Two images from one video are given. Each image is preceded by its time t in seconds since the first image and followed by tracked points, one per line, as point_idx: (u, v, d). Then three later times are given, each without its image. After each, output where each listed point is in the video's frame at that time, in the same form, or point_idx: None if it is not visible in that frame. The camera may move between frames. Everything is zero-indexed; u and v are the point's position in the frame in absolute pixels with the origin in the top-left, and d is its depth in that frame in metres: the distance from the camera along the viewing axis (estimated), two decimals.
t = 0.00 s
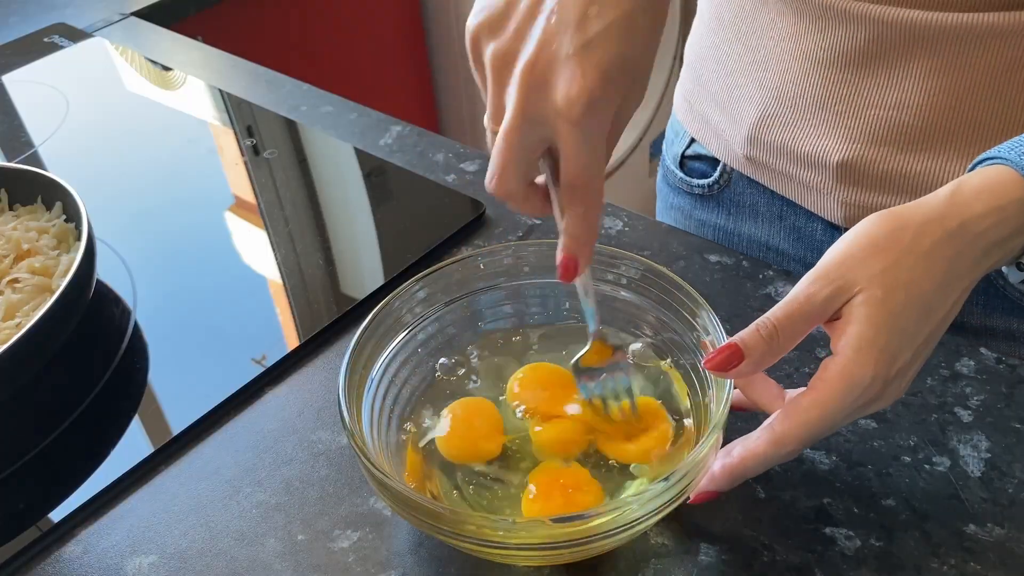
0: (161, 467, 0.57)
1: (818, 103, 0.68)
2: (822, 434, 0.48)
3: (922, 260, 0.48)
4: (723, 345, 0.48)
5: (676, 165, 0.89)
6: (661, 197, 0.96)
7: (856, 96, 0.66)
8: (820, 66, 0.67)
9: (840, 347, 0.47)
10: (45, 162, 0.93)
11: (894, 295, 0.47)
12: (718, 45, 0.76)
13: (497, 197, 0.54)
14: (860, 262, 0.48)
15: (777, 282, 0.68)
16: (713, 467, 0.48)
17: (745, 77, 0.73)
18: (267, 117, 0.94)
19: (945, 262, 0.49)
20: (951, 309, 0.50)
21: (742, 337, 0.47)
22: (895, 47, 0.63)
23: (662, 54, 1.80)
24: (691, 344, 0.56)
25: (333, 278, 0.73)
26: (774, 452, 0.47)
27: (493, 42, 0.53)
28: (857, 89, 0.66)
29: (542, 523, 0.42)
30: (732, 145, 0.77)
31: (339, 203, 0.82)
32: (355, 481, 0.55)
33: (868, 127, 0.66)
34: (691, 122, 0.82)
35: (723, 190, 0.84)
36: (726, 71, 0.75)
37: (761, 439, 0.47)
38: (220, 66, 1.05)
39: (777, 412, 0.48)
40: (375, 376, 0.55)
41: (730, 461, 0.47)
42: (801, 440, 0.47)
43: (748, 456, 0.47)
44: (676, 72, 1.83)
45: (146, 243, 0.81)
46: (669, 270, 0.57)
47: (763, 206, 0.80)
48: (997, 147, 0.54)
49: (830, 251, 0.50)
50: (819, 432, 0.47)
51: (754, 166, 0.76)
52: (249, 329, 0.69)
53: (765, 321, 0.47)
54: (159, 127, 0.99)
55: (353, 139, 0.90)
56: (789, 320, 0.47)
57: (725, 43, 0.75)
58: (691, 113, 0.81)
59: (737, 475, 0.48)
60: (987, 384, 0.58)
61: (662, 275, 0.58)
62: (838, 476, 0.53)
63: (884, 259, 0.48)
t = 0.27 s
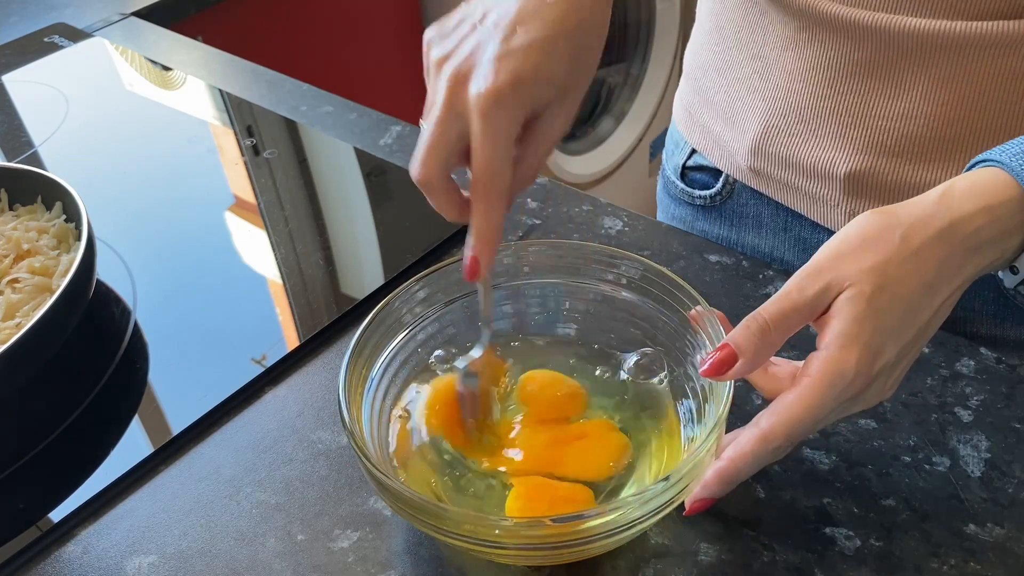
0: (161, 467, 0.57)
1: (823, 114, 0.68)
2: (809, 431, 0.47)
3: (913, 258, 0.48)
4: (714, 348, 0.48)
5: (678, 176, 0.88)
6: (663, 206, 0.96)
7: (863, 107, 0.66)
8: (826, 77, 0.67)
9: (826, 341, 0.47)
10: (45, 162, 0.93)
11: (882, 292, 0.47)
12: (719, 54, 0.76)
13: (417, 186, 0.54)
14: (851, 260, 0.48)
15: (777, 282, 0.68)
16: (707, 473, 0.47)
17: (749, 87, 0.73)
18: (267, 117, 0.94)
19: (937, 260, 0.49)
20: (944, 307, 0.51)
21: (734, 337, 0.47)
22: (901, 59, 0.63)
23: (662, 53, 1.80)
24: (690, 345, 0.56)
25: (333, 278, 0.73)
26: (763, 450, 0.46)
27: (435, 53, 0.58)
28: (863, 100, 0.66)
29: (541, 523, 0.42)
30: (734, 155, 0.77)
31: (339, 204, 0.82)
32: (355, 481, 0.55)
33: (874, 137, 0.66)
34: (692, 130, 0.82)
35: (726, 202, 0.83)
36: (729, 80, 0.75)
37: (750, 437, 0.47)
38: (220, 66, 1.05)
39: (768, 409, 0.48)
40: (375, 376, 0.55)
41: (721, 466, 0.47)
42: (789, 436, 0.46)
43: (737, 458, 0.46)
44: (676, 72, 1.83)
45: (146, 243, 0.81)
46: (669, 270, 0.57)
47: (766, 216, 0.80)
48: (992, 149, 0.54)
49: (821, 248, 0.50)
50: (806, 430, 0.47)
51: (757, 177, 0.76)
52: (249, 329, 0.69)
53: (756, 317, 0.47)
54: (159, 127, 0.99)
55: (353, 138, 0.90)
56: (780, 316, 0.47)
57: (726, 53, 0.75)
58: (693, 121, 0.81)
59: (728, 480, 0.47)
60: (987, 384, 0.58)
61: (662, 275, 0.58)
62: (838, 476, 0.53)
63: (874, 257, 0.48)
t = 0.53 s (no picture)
0: (161, 467, 0.57)
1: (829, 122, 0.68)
2: (807, 433, 0.47)
3: (918, 262, 0.48)
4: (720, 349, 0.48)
5: (685, 181, 0.88)
6: (669, 211, 0.95)
7: (869, 115, 0.66)
8: (832, 85, 0.67)
9: (826, 343, 0.47)
10: (45, 162, 0.93)
11: (885, 295, 0.47)
12: (726, 60, 0.76)
13: (431, 206, 0.55)
14: (856, 263, 0.48)
15: (777, 282, 0.68)
16: (706, 474, 0.47)
17: (755, 94, 0.73)
18: (267, 117, 0.94)
19: (942, 265, 0.49)
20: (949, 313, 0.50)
21: (738, 340, 0.47)
22: (909, 69, 0.63)
23: (662, 53, 1.80)
24: (689, 343, 0.56)
25: (333, 278, 0.73)
26: (760, 451, 0.46)
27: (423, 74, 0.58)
28: (870, 109, 0.66)
29: (541, 522, 0.42)
30: (740, 162, 0.77)
31: (339, 204, 0.82)
32: (355, 481, 0.55)
33: (880, 146, 0.67)
34: (699, 134, 0.82)
35: (732, 208, 0.83)
36: (735, 86, 0.75)
37: (749, 439, 0.47)
38: (220, 66, 1.05)
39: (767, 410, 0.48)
40: (376, 376, 0.55)
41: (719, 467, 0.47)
42: (790, 439, 0.46)
43: (738, 459, 0.47)
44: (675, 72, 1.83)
45: (146, 243, 0.81)
46: (669, 269, 0.57)
47: (772, 223, 0.80)
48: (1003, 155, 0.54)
49: (829, 251, 0.50)
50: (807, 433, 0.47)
51: (762, 183, 0.76)
52: (249, 329, 0.69)
53: (762, 321, 0.47)
54: (158, 127, 0.99)
55: (353, 138, 0.90)
56: (784, 320, 0.47)
57: (733, 60, 0.75)
58: (700, 125, 0.81)
59: (727, 480, 0.48)
60: (987, 384, 0.58)
61: (664, 275, 0.58)
62: (838, 476, 0.53)
63: (880, 260, 0.48)
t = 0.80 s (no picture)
0: (161, 467, 0.57)
1: (838, 122, 0.68)
2: (807, 430, 0.47)
3: (918, 260, 0.48)
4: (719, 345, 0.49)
5: (693, 179, 0.88)
6: (676, 209, 0.96)
7: (878, 115, 0.66)
8: (842, 84, 0.67)
9: (826, 340, 0.47)
10: (45, 162, 0.93)
11: (884, 292, 0.47)
12: (735, 59, 0.76)
13: (394, 200, 0.56)
14: (856, 261, 0.48)
15: (777, 282, 0.68)
16: (706, 472, 0.48)
17: (764, 93, 0.73)
18: (267, 117, 0.94)
19: (942, 263, 0.49)
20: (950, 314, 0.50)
21: (738, 336, 0.47)
22: (920, 69, 0.63)
23: (662, 53, 1.80)
24: (689, 343, 0.56)
25: (333, 279, 0.73)
26: (759, 449, 0.46)
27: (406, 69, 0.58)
28: (879, 108, 0.66)
29: (540, 520, 0.42)
30: (747, 161, 0.77)
31: (340, 204, 0.82)
32: (355, 481, 0.55)
33: (889, 146, 0.67)
34: (707, 132, 0.82)
35: (740, 207, 0.83)
36: (744, 85, 0.75)
37: (749, 436, 0.47)
38: (220, 66, 1.05)
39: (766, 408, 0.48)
40: (375, 376, 0.55)
41: (719, 463, 0.47)
42: (788, 435, 0.46)
43: (737, 455, 0.47)
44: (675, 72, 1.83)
45: (146, 243, 0.81)
46: (669, 269, 0.57)
47: (780, 222, 0.80)
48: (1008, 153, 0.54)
49: (830, 249, 0.50)
50: (805, 430, 0.47)
51: (769, 183, 0.76)
52: (249, 330, 0.69)
53: (761, 317, 0.47)
54: (158, 127, 0.99)
55: (353, 138, 0.90)
56: (783, 317, 0.48)
57: (742, 58, 0.75)
58: (708, 123, 0.81)
59: (727, 478, 0.47)
60: (987, 384, 0.58)
61: (664, 275, 0.58)
62: (838, 476, 0.53)
63: (879, 257, 0.48)
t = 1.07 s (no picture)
0: (161, 467, 0.57)
1: (846, 123, 0.68)
2: (807, 431, 0.47)
3: (918, 261, 0.48)
4: (719, 344, 0.49)
5: (697, 180, 0.88)
6: (681, 210, 0.96)
7: (885, 116, 0.66)
8: (850, 86, 0.67)
9: (827, 340, 0.47)
10: (45, 162, 0.93)
11: (885, 293, 0.47)
12: (742, 59, 0.76)
13: (406, 218, 0.56)
14: (856, 261, 0.48)
15: (777, 282, 0.68)
16: (706, 473, 0.47)
17: (770, 94, 0.73)
18: (267, 117, 0.94)
19: (943, 265, 0.49)
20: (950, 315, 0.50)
21: (737, 334, 0.47)
22: (928, 70, 0.63)
23: (661, 54, 1.80)
24: (690, 343, 0.56)
25: (333, 278, 0.73)
26: (759, 449, 0.46)
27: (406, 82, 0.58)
28: (887, 110, 0.66)
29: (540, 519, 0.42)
30: (753, 162, 0.77)
31: (339, 204, 0.82)
32: (355, 481, 0.55)
33: (896, 148, 0.67)
34: (713, 133, 0.82)
35: (745, 208, 0.83)
36: (750, 86, 0.75)
37: (748, 437, 0.47)
38: (220, 65, 1.05)
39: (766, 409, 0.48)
40: (375, 376, 0.55)
41: (719, 465, 0.47)
42: (788, 436, 0.46)
43: (737, 457, 0.47)
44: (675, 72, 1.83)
45: (146, 243, 0.81)
46: (669, 268, 0.57)
47: (785, 224, 0.80)
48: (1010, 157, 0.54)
49: (831, 250, 0.51)
50: (806, 431, 0.47)
51: (775, 184, 0.76)
52: (249, 330, 0.69)
53: (761, 316, 0.47)
54: (159, 127, 0.99)
55: (353, 138, 0.90)
56: (783, 316, 0.48)
57: (749, 59, 0.75)
58: (714, 124, 0.81)
59: (727, 478, 0.47)
60: (987, 384, 0.58)
61: (665, 275, 0.58)
62: (838, 476, 0.53)
63: (879, 258, 0.48)
